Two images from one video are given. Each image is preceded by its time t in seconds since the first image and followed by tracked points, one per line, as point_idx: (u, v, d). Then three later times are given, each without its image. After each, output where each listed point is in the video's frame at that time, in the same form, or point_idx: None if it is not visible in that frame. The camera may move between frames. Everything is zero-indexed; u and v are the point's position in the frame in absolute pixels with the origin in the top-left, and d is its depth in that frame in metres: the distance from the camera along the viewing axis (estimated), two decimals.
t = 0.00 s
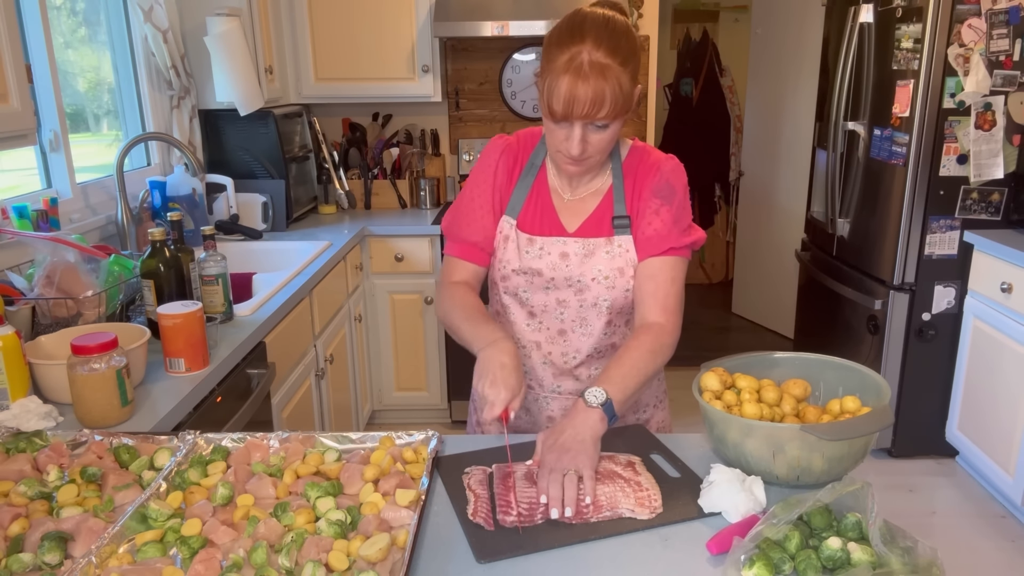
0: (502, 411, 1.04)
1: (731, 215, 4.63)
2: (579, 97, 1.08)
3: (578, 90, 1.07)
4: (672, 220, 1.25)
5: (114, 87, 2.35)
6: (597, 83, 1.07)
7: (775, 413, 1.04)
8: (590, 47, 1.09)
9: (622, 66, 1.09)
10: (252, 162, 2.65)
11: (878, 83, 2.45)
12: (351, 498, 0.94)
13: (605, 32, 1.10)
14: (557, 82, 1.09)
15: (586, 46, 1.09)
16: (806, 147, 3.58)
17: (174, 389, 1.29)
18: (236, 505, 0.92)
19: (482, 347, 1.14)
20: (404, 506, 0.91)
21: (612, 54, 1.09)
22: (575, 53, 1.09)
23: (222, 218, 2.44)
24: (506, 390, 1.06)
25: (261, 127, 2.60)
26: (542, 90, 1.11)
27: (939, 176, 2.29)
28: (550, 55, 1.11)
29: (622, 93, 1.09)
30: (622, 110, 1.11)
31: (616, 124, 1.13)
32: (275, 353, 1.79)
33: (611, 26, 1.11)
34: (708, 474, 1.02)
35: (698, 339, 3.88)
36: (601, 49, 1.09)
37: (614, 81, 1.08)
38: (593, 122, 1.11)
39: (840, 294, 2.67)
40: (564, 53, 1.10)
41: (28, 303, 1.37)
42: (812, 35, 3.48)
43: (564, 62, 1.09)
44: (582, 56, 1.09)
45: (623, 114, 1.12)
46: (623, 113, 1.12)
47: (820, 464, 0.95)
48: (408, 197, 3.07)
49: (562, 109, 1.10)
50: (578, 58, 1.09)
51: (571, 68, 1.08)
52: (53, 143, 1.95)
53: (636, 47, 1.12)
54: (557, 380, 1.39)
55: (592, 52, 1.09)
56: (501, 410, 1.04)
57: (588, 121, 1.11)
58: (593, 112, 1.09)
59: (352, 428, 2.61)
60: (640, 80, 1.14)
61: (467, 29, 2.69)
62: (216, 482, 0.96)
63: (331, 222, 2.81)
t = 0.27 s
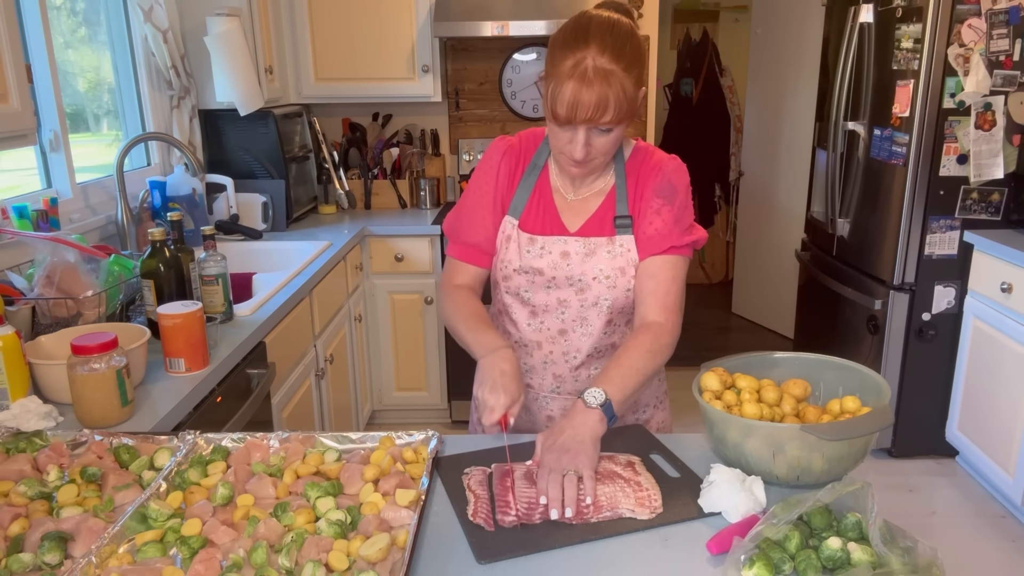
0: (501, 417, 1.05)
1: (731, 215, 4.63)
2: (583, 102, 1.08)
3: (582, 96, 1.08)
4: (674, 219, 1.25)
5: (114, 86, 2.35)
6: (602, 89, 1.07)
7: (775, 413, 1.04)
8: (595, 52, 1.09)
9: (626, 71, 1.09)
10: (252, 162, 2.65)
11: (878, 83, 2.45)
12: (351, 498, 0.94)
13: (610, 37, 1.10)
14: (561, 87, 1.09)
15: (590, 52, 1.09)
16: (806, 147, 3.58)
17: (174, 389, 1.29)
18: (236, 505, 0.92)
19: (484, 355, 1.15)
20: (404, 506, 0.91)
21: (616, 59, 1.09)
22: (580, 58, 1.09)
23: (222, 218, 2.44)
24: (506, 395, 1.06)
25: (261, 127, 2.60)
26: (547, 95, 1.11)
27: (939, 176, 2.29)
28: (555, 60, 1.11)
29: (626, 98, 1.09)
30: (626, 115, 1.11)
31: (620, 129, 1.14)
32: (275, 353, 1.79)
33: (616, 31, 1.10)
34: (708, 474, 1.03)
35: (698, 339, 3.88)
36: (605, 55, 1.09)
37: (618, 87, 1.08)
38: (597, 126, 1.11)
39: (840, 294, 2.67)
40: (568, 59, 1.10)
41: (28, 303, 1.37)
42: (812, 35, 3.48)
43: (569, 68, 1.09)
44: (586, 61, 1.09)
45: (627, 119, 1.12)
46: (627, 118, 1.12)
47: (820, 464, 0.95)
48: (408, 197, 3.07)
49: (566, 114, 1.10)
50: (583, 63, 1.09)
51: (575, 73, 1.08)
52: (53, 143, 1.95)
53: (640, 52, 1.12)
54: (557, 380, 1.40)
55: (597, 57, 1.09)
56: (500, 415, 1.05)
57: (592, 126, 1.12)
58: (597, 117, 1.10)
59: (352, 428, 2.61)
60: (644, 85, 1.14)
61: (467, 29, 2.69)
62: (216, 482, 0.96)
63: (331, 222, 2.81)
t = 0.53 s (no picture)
0: (501, 420, 1.06)
1: (731, 216, 4.63)
2: (577, 104, 1.08)
3: (576, 97, 1.08)
4: (671, 218, 1.25)
5: (114, 86, 2.35)
6: (595, 90, 1.07)
7: (775, 413, 1.04)
8: (589, 54, 1.09)
9: (620, 73, 1.09)
10: (252, 162, 2.65)
11: (878, 83, 2.45)
12: (351, 498, 0.94)
13: (604, 38, 1.10)
14: (555, 89, 1.09)
15: (584, 53, 1.09)
16: (806, 147, 3.58)
17: (174, 389, 1.29)
18: (236, 505, 0.92)
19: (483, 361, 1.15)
20: (404, 506, 0.91)
21: (610, 61, 1.09)
22: (574, 60, 1.09)
23: (222, 218, 2.44)
24: (504, 399, 1.07)
25: (261, 127, 2.60)
26: (542, 96, 1.11)
27: (939, 176, 2.29)
28: (550, 62, 1.11)
29: (620, 100, 1.09)
30: (620, 117, 1.11)
31: (616, 130, 1.13)
32: (275, 354, 1.79)
33: (611, 32, 1.10)
34: (708, 474, 1.03)
35: (698, 339, 3.88)
36: (600, 57, 1.09)
37: (612, 88, 1.08)
38: (592, 128, 1.11)
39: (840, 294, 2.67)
40: (563, 60, 1.10)
41: (28, 303, 1.37)
42: (812, 35, 3.48)
43: (563, 69, 1.10)
44: (580, 63, 1.09)
45: (622, 120, 1.12)
46: (622, 119, 1.12)
47: (820, 463, 0.95)
48: (408, 197, 3.07)
49: (560, 115, 1.10)
50: (577, 65, 1.09)
51: (569, 75, 1.08)
52: (53, 143, 1.95)
53: (635, 53, 1.12)
54: (558, 379, 1.40)
55: (591, 59, 1.09)
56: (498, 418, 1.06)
57: (587, 128, 1.12)
58: (591, 119, 1.10)
59: (352, 428, 2.61)
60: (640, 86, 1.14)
61: (467, 29, 2.69)
62: (216, 482, 0.96)
63: (331, 222, 2.81)
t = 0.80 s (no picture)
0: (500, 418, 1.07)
1: (731, 216, 4.63)
2: (564, 104, 1.08)
3: (563, 96, 1.08)
4: (666, 218, 1.25)
5: (114, 86, 2.35)
6: (582, 89, 1.07)
7: (775, 413, 1.04)
8: (575, 53, 1.09)
9: (607, 72, 1.09)
10: (252, 162, 2.65)
11: (878, 83, 2.45)
12: (351, 498, 0.94)
13: (590, 38, 1.10)
14: (542, 89, 1.09)
15: (570, 53, 1.09)
16: (805, 147, 3.58)
17: (174, 389, 1.29)
18: (236, 505, 0.92)
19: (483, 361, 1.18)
20: (404, 506, 0.91)
21: (597, 59, 1.09)
22: (561, 59, 1.09)
23: (222, 218, 2.44)
24: (503, 398, 1.09)
25: (261, 127, 2.60)
26: (529, 96, 1.12)
27: (939, 176, 2.29)
28: (537, 62, 1.12)
29: (607, 98, 1.09)
30: (608, 115, 1.11)
31: (605, 129, 1.13)
32: (275, 354, 1.79)
33: (597, 31, 1.10)
34: (708, 474, 1.03)
35: (698, 339, 3.87)
36: (586, 56, 1.09)
37: (598, 87, 1.08)
38: (580, 127, 1.11)
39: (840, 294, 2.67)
40: (550, 60, 1.10)
41: (28, 303, 1.37)
42: (812, 35, 3.48)
43: (550, 69, 1.10)
44: (567, 63, 1.09)
45: (610, 119, 1.12)
46: (611, 118, 1.12)
47: (820, 464, 0.95)
48: (408, 197, 3.07)
49: (548, 115, 1.10)
50: (564, 64, 1.09)
51: (556, 75, 1.09)
52: (53, 143, 1.95)
53: (622, 52, 1.12)
54: (556, 379, 1.40)
55: (577, 58, 1.09)
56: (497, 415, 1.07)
57: (575, 127, 1.12)
58: (579, 118, 1.10)
59: (352, 428, 2.61)
60: (628, 84, 1.13)
61: (467, 29, 2.69)
62: (216, 482, 0.96)
63: (331, 222, 2.81)
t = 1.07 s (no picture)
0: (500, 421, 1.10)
1: (731, 216, 4.63)
2: (556, 100, 1.08)
3: (554, 93, 1.08)
4: (662, 215, 1.25)
5: (114, 86, 2.35)
6: (573, 85, 1.07)
7: (775, 413, 1.04)
8: (565, 50, 1.09)
9: (598, 67, 1.09)
10: (252, 162, 2.65)
11: (878, 83, 2.45)
12: (351, 498, 0.94)
13: (580, 34, 1.10)
14: (533, 86, 1.09)
15: (561, 50, 1.09)
16: (806, 147, 3.58)
17: (174, 389, 1.29)
18: (236, 505, 0.92)
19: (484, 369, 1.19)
20: (404, 506, 0.91)
21: (588, 55, 1.09)
22: (552, 57, 1.10)
23: (222, 218, 2.44)
24: (504, 403, 1.11)
25: (261, 127, 2.60)
26: (521, 95, 1.12)
27: (939, 176, 2.29)
28: (529, 60, 1.12)
29: (599, 93, 1.08)
30: (601, 110, 1.11)
31: (599, 124, 1.13)
32: (275, 354, 1.79)
33: (587, 28, 1.10)
34: (708, 474, 1.03)
35: (698, 339, 3.87)
36: (577, 52, 1.09)
37: (590, 82, 1.08)
38: (573, 124, 1.11)
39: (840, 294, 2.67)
40: (541, 58, 1.10)
41: (28, 303, 1.37)
42: (812, 35, 3.48)
43: (542, 66, 1.10)
44: (558, 59, 1.09)
45: (603, 114, 1.12)
46: (603, 114, 1.12)
47: (820, 464, 0.95)
48: (409, 197, 3.07)
49: (541, 112, 1.11)
50: (554, 61, 1.09)
51: (547, 72, 1.09)
52: (53, 143, 1.95)
53: (613, 47, 1.12)
54: (558, 379, 1.39)
55: (568, 55, 1.09)
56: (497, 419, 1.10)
57: (568, 123, 1.12)
58: (571, 114, 1.10)
59: (352, 428, 2.61)
60: (620, 80, 1.13)
61: (467, 29, 2.69)
62: (216, 482, 0.96)
63: (331, 222, 2.81)
